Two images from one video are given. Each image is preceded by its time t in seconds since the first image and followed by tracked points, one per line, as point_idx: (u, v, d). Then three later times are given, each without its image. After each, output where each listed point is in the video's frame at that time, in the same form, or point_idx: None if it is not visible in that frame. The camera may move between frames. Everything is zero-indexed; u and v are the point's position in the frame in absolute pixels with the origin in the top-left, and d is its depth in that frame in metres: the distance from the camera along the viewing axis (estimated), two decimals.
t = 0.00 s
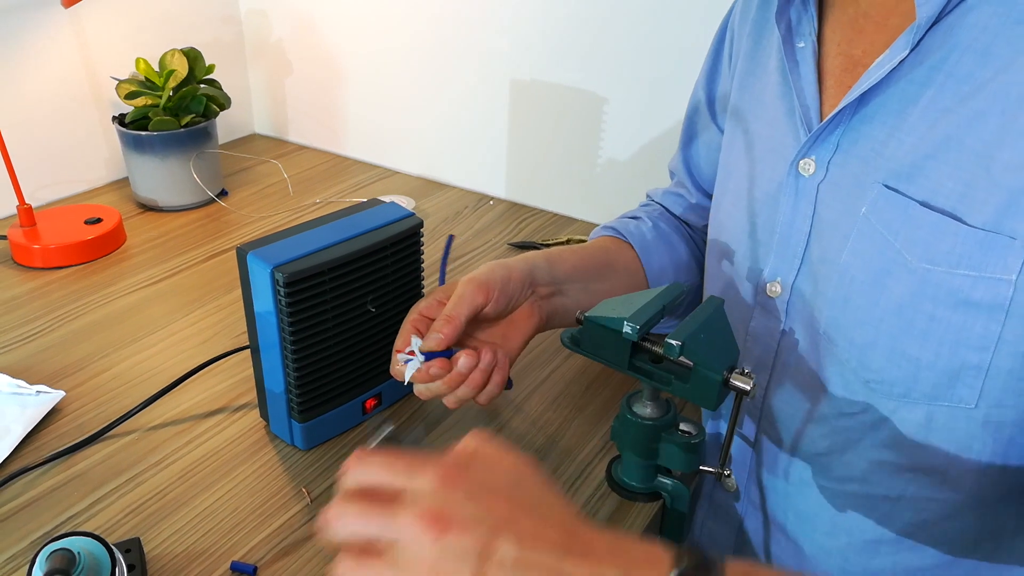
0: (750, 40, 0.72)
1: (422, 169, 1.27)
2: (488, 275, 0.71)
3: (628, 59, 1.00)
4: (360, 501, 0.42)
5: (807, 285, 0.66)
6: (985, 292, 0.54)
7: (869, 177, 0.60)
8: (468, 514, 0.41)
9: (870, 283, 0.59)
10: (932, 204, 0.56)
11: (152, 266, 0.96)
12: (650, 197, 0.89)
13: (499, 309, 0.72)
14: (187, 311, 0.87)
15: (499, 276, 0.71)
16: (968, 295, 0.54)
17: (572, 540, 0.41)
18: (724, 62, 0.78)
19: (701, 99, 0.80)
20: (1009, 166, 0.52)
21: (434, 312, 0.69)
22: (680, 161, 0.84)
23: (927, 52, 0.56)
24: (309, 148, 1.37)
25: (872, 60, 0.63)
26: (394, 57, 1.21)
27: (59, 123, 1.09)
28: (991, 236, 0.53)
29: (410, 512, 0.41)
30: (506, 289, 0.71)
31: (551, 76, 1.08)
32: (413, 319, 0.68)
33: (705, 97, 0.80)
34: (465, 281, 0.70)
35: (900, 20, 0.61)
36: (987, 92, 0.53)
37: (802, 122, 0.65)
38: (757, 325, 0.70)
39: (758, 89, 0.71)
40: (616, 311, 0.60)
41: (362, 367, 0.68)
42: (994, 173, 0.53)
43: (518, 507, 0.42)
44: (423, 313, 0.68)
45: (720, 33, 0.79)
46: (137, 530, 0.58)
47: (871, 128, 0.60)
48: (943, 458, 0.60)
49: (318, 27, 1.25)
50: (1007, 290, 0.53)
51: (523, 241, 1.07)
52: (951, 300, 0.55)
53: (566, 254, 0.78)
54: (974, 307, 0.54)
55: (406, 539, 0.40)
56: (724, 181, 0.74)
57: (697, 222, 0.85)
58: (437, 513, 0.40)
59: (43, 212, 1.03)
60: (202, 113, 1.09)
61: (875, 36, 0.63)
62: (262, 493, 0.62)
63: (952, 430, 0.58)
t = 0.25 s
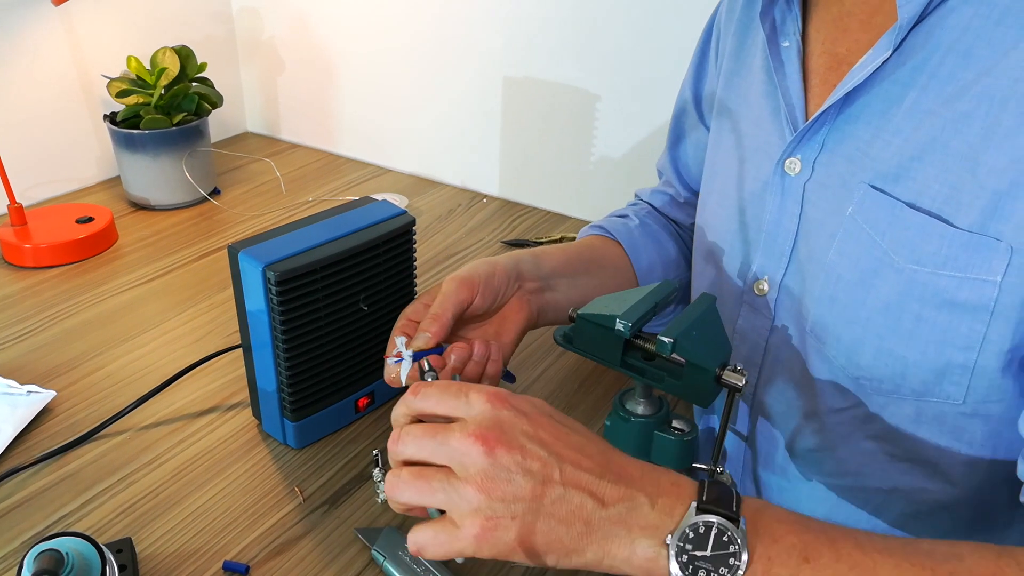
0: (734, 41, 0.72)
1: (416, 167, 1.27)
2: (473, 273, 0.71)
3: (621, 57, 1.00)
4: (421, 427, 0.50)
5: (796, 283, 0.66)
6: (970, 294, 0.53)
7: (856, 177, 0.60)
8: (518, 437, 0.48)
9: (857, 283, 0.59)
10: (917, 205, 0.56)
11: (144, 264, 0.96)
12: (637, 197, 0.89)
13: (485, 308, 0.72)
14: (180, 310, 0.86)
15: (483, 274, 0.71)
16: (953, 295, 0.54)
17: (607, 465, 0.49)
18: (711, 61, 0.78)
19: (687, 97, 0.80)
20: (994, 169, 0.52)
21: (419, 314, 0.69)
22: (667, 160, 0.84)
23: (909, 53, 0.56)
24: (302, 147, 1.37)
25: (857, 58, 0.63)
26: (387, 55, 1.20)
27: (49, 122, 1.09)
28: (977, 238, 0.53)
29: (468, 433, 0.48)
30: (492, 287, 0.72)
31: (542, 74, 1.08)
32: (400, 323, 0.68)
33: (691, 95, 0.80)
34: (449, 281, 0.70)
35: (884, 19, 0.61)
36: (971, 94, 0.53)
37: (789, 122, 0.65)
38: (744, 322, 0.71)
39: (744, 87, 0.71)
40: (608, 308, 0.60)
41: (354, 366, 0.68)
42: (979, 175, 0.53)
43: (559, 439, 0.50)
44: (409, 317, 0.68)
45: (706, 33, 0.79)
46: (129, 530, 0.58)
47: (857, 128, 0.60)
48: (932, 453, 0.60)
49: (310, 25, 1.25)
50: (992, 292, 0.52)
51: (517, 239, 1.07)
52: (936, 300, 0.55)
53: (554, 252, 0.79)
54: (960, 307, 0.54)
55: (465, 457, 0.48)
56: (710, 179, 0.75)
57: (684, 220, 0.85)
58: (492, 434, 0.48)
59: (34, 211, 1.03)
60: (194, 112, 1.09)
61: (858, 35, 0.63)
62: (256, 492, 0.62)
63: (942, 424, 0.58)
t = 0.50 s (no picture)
0: (731, 39, 0.72)
1: (414, 167, 1.27)
2: (473, 272, 0.71)
3: (618, 56, 1.00)
4: (414, 416, 0.50)
5: (793, 282, 0.66)
6: (965, 289, 0.53)
7: (852, 175, 0.60)
8: (510, 421, 0.49)
9: (854, 280, 0.59)
10: (913, 202, 0.57)
11: (142, 263, 0.96)
12: (634, 197, 0.89)
13: (486, 308, 0.72)
14: (178, 309, 0.86)
15: (483, 273, 0.71)
16: (948, 291, 0.54)
17: (600, 450, 0.50)
18: (707, 60, 0.78)
19: (684, 97, 0.80)
20: (988, 165, 0.52)
21: (419, 313, 0.69)
22: (664, 160, 0.84)
23: (905, 51, 0.56)
24: (300, 146, 1.37)
25: (852, 57, 0.63)
26: (385, 54, 1.20)
27: (47, 121, 1.09)
28: (972, 234, 0.53)
29: (460, 417, 0.49)
30: (493, 286, 0.72)
31: (540, 73, 1.08)
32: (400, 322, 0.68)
33: (688, 94, 0.80)
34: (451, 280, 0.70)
35: (880, 19, 0.61)
36: (966, 91, 0.53)
37: (786, 121, 0.66)
38: (742, 321, 0.71)
39: (741, 87, 0.71)
40: (606, 307, 0.60)
41: (351, 364, 0.68)
42: (974, 171, 0.53)
43: (550, 425, 0.50)
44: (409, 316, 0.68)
45: (703, 32, 0.79)
46: (126, 528, 0.58)
47: (853, 126, 0.60)
48: (926, 450, 0.60)
49: (309, 25, 1.25)
50: (987, 288, 0.52)
51: (515, 238, 1.07)
52: (932, 296, 0.55)
53: (553, 251, 0.79)
54: (955, 303, 0.54)
55: (458, 440, 0.48)
56: (708, 178, 0.75)
57: (682, 219, 0.85)
58: (484, 418, 0.48)
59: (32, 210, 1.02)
60: (192, 111, 1.08)
61: (854, 34, 0.63)
62: (253, 491, 0.62)
63: (936, 421, 0.58)
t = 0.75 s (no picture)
0: (734, 40, 0.72)
1: (417, 168, 1.27)
2: (478, 272, 0.71)
3: (621, 57, 1.01)
4: (420, 411, 0.51)
5: (796, 282, 0.66)
6: (967, 288, 0.53)
7: (856, 174, 0.60)
8: (514, 412, 0.49)
9: (857, 279, 0.59)
10: (915, 201, 0.57)
11: (147, 264, 0.96)
12: (636, 197, 0.89)
13: (490, 309, 0.72)
14: (182, 309, 0.87)
15: (490, 274, 0.71)
16: (951, 290, 0.54)
17: (603, 439, 0.50)
18: (710, 61, 0.78)
19: (686, 99, 0.80)
20: (990, 164, 0.52)
21: (425, 313, 0.69)
22: (667, 161, 0.84)
23: (907, 52, 0.56)
24: (304, 147, 1.37)
25: (855, 58, 0.63)
26: (388, 55, 1.21)
27: (52, 123, 1.09)
28: (975, 233, 0.53)
29: (463, 408, 0.49)
30: (498, 287, 0.72)
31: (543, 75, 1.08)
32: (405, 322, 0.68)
33: (690, 96, 0.80)
34: (458, 281, 0.70)
35: (882, 19, 0.61)
36: (968, 91, 0.53)
37: (789, 121, 0.66)
38: (745, 321, 0.71)
39: (744, 88, 0.71)
40: (608, 308, 0.60)
41: (355, 364, 0.68)
42: (977, 170, 0.53)
43: (554, 415, 0.50)
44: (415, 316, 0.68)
45: (705, 33, 0.79)
46: (131, 528, 0.58)
47: (857, 126, 0.60)
48: (929, 450, 0.60)
49: (312, 26, 1.25)
50: (989, 286, 0.52)
51: (518, 239, 1.07)
52: (935, 295, 0.55)
53: (557, 250, 0.79)
54: (958, 302, 0.54)
55: (462, 432, 0.49)
56: (711, 179, 0.75)
57: (684, 219, 0.85)
58: (487, 409, 0.49)
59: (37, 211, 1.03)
60: (196, 112, 1.09)
61: (856, 34, 0.63)
62: (257, 491, 0.62)
63: (939, 420, 0.58)
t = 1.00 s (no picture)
0: (733, 39, 0.72)
1: (416, 166, 1.27)
2: (477, 271, 0.71)
3: (619, 56, 1.01)
4: (415, 416, 0.51)
5: (795, 281, 0.66)
6: (966, 287, 0.53)
7: (854, 173, 0.60)
8: (506, 415, 0.49)
9: (856, 278, 0.59)
10: (914, 200, 0.57)
11: (144, 263, 0.96)
12: (635, 195, 0.89)
13: (489, 309, 0.72)
14: (180, 309, 0.87)
15: (489, 274, 0.71)
16: (950, 289, 0.54)
17: (598, 441, 0.50)
18: (709, 60, 0.78)
19: (685, 97, 0.80)
20: (989, 163, 0.52)
21: (425, 314, 0.69)
22: (666, 159, 0.84)
23: (907, 51, 0.56)
24: (302, 146, 1.37)
25: (854, 57, 0.63)
26: (387, 54, 1.20)
27: (49, 121, 1.09)
28: (973, 233, 0.53)
29: (457, 412, 0.49)
30: (499, 288, 0.72)
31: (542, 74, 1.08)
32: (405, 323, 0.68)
33: (689, 94, 0.80)
34: (459, 282, 0.70)
35: (881, 19, 0.61)
36: (967, 90, 0.53)
37: (788, 120, 0.66)
38: (744, 320, 0.71)
39: (743, 87, 0.71)
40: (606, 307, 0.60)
41: (353, 363, 0.68)
42: (976, 169, 0.53)
43: (549, 417, 0.50)
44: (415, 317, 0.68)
45: (704, 31, 0.79)
46: (128, 528, 0.58)
47: (856, 125, 0.60)
48: (927, 449, 0.60)
49: (310, 25, 1.25)
50: (988, 286, 0.52)
51: (516, 238, 1.07)
52: (934, 294, 0.55)
53: (556, 249, 0.79)
54: (956, 301, 0.54)
55: (455, 436, 0.49)
56: (709, 177, 0.75)
57: (683, 218, 0.85)
58: (480, 413, 0.49)
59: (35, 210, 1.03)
60: (194, 111, 1.09)
61: (856, 34, 0.63)
62: (255, 491, 0.62)
63: (937, 419, 0.58)
